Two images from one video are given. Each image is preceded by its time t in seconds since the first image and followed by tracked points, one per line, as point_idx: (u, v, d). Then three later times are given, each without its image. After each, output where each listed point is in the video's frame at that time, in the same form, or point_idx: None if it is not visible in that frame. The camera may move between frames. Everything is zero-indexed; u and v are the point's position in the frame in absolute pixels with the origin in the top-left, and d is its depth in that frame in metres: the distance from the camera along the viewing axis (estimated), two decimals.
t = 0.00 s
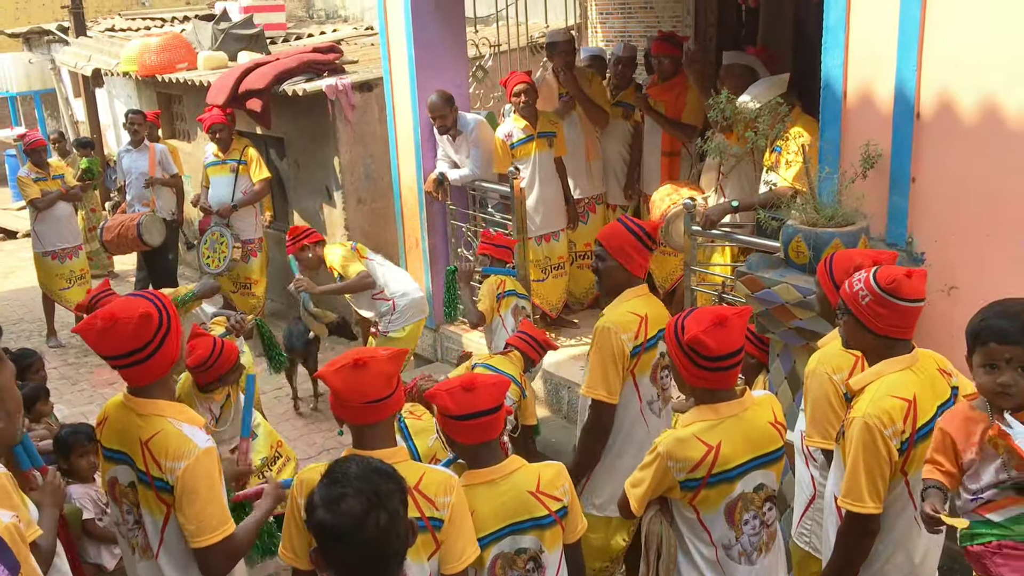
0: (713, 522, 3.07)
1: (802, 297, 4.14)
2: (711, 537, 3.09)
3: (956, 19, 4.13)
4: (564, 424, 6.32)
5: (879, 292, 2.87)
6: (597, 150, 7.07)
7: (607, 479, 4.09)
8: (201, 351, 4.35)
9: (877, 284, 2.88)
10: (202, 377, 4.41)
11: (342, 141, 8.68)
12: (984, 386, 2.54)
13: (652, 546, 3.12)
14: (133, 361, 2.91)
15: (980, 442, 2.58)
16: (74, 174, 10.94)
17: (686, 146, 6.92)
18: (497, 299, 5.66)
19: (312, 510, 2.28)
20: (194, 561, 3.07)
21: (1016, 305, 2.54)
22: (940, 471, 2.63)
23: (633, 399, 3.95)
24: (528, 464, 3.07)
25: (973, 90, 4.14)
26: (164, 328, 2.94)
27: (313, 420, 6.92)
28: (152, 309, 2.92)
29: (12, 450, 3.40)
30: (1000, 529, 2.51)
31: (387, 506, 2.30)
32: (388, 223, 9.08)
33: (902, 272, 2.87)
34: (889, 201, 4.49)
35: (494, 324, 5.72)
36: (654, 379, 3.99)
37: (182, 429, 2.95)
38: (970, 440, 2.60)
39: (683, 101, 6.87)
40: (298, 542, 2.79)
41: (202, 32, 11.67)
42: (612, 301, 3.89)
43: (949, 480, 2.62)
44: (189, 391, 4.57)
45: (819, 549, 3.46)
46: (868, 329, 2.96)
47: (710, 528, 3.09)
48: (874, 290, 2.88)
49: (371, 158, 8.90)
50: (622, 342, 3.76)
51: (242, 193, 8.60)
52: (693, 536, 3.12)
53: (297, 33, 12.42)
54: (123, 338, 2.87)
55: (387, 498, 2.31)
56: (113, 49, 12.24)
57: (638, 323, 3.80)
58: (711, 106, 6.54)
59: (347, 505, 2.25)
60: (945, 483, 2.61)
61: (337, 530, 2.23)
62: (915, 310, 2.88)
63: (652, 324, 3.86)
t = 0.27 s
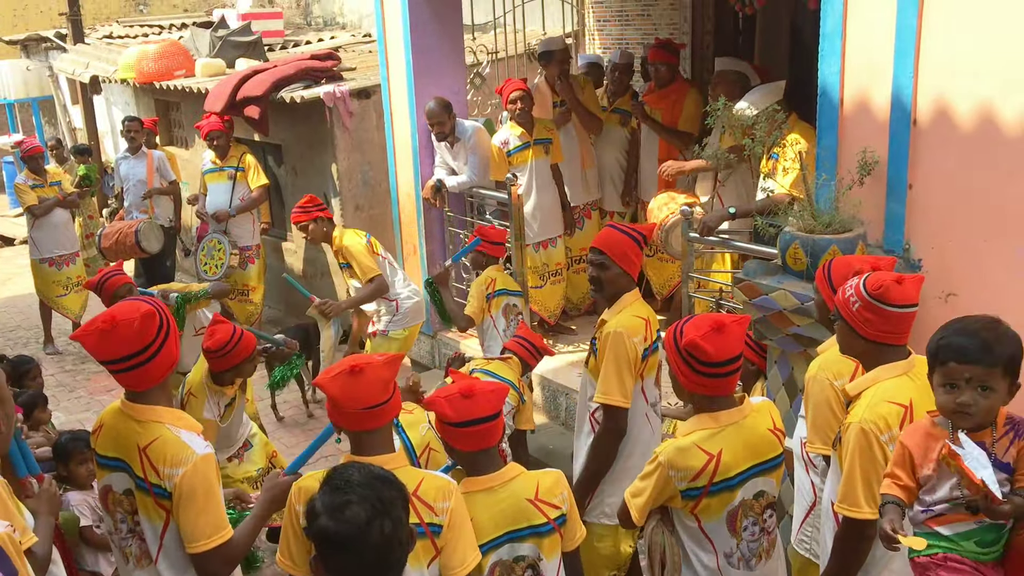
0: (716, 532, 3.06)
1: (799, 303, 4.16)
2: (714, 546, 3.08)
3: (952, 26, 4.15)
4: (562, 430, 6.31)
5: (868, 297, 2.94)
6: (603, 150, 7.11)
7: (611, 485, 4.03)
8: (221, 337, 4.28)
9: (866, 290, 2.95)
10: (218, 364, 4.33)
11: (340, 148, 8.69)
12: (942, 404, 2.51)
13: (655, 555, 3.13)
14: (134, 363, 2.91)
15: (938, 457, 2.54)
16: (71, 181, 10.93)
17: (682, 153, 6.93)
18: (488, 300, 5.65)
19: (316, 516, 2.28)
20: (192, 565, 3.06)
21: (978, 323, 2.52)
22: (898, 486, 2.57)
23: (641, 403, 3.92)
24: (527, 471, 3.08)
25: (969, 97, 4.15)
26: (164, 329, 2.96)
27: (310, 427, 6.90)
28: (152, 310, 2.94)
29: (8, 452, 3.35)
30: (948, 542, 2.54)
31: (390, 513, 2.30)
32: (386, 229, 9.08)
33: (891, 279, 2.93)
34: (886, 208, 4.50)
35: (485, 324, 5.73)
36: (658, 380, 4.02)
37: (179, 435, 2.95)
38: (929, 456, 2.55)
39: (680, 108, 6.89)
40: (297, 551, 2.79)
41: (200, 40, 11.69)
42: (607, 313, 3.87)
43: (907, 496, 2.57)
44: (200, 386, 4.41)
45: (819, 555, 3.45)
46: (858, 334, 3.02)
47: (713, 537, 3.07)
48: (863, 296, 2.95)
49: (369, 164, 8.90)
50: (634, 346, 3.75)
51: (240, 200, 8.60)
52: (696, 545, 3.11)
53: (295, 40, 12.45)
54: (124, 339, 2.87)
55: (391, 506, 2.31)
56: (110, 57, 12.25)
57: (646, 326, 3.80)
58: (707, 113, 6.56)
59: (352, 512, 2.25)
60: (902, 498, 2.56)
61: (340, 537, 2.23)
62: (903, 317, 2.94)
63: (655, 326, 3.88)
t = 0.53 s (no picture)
0: (706, 535, 3.06)
1: (796, 308, 4.16)
2: (703, 549, 3.08)
3: (947, 31, 4.16)
4: (559, 435, 6.31)
5: (861, 300, 2.96)
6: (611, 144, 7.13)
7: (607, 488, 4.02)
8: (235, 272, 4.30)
9: (858, 293, 2.98)
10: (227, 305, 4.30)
11: (337, 153, 8.69)
12: (916, 406, 2.49)
13: (642, 555, 3.13)
14: (125, 369, 2.91)
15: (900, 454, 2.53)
16: (67, 186, 10.92)
17: (678, 157, 6.94)
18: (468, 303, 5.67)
19: (325, 519, 2.27)
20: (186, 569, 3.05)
21: (947, 324, 2.52)
22: (857, 481, 2.59)
23: (643, 406, 3.93)
24: (524, 478, 3.08)
25: (965, 101, 4.16)
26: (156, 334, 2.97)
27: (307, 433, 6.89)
28: (145, 315, 2.95)
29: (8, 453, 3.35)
30: (902, 545, 2.54)
31: (399, 515, 2.32)
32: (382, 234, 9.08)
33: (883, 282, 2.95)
34: (882, 212, 4.50)
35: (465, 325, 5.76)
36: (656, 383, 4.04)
37: (172, 441, 2.94)
38: (894, 453, 2.54)
39: (675, 113, 6.90)
40: (293, 557, 2.78)
41: (197, 45, 11.69)
42: (603, 320, 3.86)
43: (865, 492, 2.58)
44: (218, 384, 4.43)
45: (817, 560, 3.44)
46: (851, 337, 3.02)
47: (703, 541, 3.07)
48: (856, 299, 2.97)
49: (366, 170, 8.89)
50: (640, 349, 3.74)
51: (236, 205, 8.59)
52: (687, 550, 3.10)
53: (291, 46, 12.45)
54: (116, 345, 2.88)
55: (400, 509, 2.33)
56: (107, 62, 12.24)
57: (645, 329, 3.81)
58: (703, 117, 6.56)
59: (363, 514, 2.26)
60: (861, 493, 2.57)
61: (352, 539, 2.22)
62: (896, 319, 2.95)
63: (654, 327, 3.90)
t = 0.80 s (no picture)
0: (692, 539, 3.07)
1: (792, 311, 4.16)
2: (688, 552, 3.09)
3: (943, 35, 4.17)
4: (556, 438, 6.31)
5: (858, 303, 2.96)
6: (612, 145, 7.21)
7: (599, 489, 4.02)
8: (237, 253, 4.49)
9: (855, 296, 2.98)
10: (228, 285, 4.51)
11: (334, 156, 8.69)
12: (902, 412, 2.48)
13: (627, 555, 3.17)
14: (117, 374, 2.92)
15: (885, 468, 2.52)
16: (63, 190, 10.90)
17: (675, 160, 6.94)
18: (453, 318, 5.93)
19: (325, 522, 2.26)
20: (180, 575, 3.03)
21: (930, 331, 2.53)
22: (845, 489, 2.61)
23: (631, 409, 3.91)
24: (521, 482, 3.07)
25: (961, 105, 4.17)
26: (149, 339, 2.98)
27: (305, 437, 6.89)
28: (137, 320, 2.95)
29: (13, 454, 3.33)
30: (882, 560, 2.47)
31: (400, 518, 2.32)
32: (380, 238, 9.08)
33: (878, 284, 2.96)
34: (879, 215, 4.52)
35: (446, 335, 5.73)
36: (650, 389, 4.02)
37: (164, 445, 2.93)
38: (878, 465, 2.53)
39: (672, 116, 6.92)
40: (289, 561, 2.77)
41: (193, 49, 11.69)
42: (598, 321, 3.86)
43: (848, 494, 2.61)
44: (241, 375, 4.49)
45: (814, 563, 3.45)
46: (848, 340, 3.02)
47: (688, 544, 3.08)
48: (852, 302, 2.98)
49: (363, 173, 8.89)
50: (627, 353, 3.76)
51: (233, 208, 8.58)
52: (673, 552, 3.11)
53: (288, 49, 12.45)
54: (108, 349, 2.89)
55: (400, 511, 2.33)
56: (103, 65, 12.22)
57: (638, 333, 3.81)
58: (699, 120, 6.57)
59: (364, 517, 2.25)
60: (845, 502, 2.59)
61: (353, 543, 2.22)
62: (892, 323, 2.95)
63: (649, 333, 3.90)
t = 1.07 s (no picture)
0: (679, 543, 3.09)
1: (790, 312, 4.16)
2: (675, 556, 3.11)
3: (940, 37, 4.18)
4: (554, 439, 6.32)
5: (853, 304, 2.96)
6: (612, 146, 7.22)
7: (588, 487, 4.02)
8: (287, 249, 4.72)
9: (851, 298, 2.98)
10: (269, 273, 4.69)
11: (332, 157, 8.69)
12: (908, 435, 2.42)
13: (615, 558, 3.14)
14: (111, 375, 2.91)
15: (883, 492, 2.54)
16: (60, 190, 10.89)
17: (673, 162, 6.95)
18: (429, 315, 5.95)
19: (323, 522, 2.26)
20: None
21: (937, 348, 2.49)
22: (843, 500, 2.69)
23: (617, 409, 3.88)
24: (516, 482, 3.08)
25: (958, 106, 4.17)
26: (144, 339, 2.97)
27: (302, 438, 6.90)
28: (131, 321, 2.94)
29: (23, 455, 3.32)
30: None
31: (398, 519, 2.32)
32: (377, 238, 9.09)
33: (874, 285, 2.96)
34: (876, 216, 4.52)
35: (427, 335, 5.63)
36: (640, 391, 3.94)
37: (159, 448, 2.93)
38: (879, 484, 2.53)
39: (670, 117, 6.94)
40: (286, 563, 2.77)
41: (191, 49, 11.69)
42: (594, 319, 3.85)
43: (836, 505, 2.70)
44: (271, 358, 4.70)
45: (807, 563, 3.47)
46: (844, 341, 3.02)
47: (675, 547, 3.10)
48: (848, 304, 2.97)
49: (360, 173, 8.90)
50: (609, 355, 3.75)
51: (230, 209, 8.57)
52: (658, 555, 3.13)
53: (286, 50, 12.45)
54: (102, 351, 2.88)
55: (397, 513, 2.33)
56: (101, 66, 12.21)
57: (624, 336, 3.79)
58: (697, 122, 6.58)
59: (362, 518, 2.26)
60: (841, 510, 2.68)
61: (351, 544, 2.22)
62: (888, 323, 2.96)
63: (637, 337, 3.87)
